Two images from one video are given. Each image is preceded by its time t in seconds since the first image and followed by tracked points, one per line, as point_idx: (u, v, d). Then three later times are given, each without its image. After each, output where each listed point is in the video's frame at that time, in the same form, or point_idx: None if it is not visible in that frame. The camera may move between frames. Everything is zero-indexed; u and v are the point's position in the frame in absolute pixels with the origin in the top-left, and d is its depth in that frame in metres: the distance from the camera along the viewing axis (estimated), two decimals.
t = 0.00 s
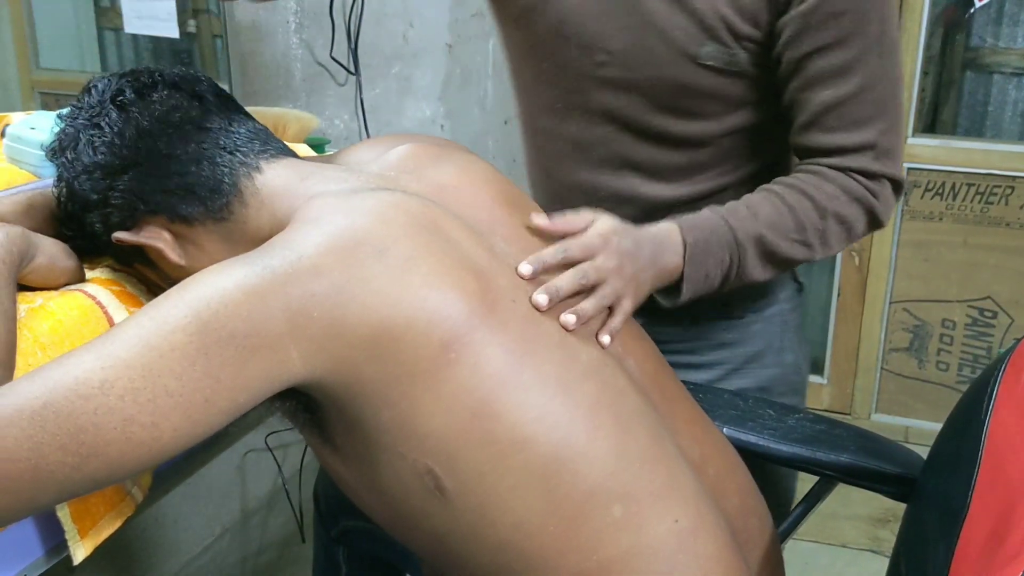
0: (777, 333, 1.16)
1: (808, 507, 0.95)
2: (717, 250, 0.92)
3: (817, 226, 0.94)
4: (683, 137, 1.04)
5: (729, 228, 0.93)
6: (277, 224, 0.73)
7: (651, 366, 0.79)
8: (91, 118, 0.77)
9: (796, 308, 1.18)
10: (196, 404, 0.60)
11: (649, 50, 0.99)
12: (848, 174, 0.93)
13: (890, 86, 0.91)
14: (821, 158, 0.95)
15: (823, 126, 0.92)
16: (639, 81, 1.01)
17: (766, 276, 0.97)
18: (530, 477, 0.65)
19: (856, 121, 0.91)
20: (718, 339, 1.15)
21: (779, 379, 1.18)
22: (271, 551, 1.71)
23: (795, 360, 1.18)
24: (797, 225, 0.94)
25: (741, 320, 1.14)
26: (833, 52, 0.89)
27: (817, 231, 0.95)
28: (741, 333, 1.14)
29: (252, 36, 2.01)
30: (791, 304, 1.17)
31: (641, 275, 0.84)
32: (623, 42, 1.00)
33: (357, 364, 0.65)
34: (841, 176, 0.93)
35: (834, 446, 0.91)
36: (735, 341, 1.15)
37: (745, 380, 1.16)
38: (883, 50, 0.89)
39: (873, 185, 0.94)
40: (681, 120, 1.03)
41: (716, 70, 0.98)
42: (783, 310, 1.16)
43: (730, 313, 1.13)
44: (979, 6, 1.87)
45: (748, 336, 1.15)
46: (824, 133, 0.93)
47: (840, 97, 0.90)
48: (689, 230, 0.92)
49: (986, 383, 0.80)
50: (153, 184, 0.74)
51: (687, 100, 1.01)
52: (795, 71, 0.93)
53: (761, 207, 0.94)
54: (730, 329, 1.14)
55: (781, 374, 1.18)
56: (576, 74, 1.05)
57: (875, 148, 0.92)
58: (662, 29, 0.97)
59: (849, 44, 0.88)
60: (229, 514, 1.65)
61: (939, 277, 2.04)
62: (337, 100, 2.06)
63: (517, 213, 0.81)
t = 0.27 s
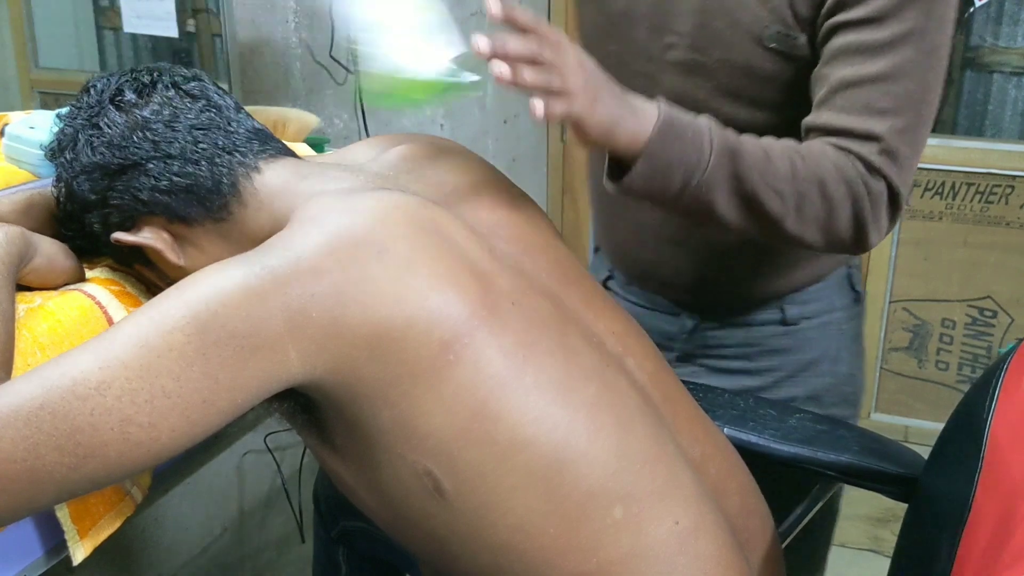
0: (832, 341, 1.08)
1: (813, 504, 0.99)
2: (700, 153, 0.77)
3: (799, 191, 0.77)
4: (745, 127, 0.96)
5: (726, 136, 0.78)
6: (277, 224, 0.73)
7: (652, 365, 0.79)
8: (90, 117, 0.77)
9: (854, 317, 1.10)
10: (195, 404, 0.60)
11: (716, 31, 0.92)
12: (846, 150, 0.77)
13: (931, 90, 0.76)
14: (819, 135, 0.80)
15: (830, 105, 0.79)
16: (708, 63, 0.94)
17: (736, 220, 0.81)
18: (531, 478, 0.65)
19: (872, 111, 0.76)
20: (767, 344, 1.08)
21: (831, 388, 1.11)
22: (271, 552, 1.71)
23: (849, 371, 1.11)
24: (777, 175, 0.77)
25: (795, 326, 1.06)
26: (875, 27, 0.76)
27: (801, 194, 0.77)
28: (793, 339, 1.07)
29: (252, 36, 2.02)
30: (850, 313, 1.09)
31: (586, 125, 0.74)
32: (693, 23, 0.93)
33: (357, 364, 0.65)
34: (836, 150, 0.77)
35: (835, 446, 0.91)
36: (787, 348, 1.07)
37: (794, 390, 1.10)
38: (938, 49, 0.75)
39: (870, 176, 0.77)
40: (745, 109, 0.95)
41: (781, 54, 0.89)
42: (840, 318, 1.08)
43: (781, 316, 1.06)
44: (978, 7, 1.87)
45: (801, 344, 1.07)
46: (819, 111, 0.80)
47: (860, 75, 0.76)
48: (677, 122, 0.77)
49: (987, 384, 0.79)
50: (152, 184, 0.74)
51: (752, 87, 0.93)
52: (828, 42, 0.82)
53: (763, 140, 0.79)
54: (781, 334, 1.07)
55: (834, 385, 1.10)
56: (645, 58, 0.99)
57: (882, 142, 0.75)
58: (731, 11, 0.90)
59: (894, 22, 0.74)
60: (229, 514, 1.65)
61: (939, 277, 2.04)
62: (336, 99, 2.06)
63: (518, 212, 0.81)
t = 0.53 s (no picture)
0: (879, 353, 1.05)
1: (820, 499, 0.94)
2: (829, 173, 0.70)
3: (926, 203, 0.70)
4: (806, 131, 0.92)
5: (846, 154, 0.71)
6: (279, 225, 0.73)
7: (655, 366, 0.79)
8: (92, 118, 0.77)
9: (903, 330, 1.07)
10: (197, 405, 0.60)
11: (779, 28, 0.88)
12: (964, 158, 0.70)
13: None
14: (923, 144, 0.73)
15: (933, 114, 0.73)
16: (771, 62, 0.90)
17: (861, 240, 0.73)
18: (533, 479, 0.65)
19: (981, 118, 0.70)
20: (810, 353, 1.05)
21: (873, 400, 1.08)
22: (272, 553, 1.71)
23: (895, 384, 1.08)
24: (911, 190, 0.69)
25: (842, 335, 1.04)
26: (965, 33, 0.70)
27: (925, 205, 0.70)
28: (839, 348, 1.04)
29: (252, 37, 1.96)
30: (899, 325, 1.06)
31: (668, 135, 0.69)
32: (755, 20, 0.90)
33: (360, 365, 0.64)
34: (954, 157, 0.70)
35: (837, 446, 0.91)
36: (833, 358, 1.05)
37: (836, 399, 1.07)
38: None
39: (989, 180, 0.71)
40: (807, 110, 0.91)
41: (850, 54, 0.85)
42: (888, 330, 1.05)
43: (828, 326, 1.03)
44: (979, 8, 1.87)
45: (846, 354, 1.05)
46: (921, 121, 0.74)
47: (961, 83, 0.70)
48: (815, 137, 0.70)
49: (989, 384, 0.79)
50: (153, 185, 0.74)
51: (815, 87, 0.89)
52: (913, 51, 0.76)
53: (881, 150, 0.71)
54: (826, 343, 1.04)
55: (878, 397, 1.07)
56: (706, 54, 0.96)
57: (995, 149, 0.70)
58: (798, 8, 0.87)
59: (987, 27, 0.69)
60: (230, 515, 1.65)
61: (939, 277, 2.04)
62: (337, 100, 2.06)
63: (521, 213, 0.81)
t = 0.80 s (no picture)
0: (905, 358, 1.06)
1: (820, 498, 0.94)
2: (852, 199, 0.74)
3: (952, 214, 0.74)
4: (832, 129, 0.94)
5: (871, 171, 0.75)
6: (280, 225, 0.73)
7: (656, 364, 0.79)
8: (94, 118, 0.77)
9: (930, 336, 1.07)
10: (199, 404, 0.60)
11: (812, 27, 0.90)
12: (992, 167, 0.73)
13: None
14: (952, 150, 0.76)
15: (964, 120, 0.75)
16: (802, 61, 0.92)
17: (883, 250, 0.78)
18: (535, 478, 0.65)
19: (1010, 125, 0.72)
20: (834, 354, 1.07)
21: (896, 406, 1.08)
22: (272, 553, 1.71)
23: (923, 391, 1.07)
24: (936, 202, 0.73)
25: (866, 338, 1.05)
26: (998, 40, 0.73)
27: (950, 216, 0.74)
28: (864, 351, 1.05)
29: (251, 34, 1.81)
30: (925, 331, 1.06)
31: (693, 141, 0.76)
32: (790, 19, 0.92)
33: (362, 365, 0.65)
34: (981, 166, 0.73)
35: (837, 445, 0.91)
36: (857, 360, 1.06)
37: (858, 402, 1.08)
38: None
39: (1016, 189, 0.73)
40: (835, 108, 0.93)
41: (881, 54, 0.87)
42: (914, 335, 1.05)
43: (853, 328, 1.05)
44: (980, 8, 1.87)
45: (871, 357, 1.06)
46: (951, 127, 0.76)
47: (992, 89, 0.72)
48: (840, 164, 0.75)
49: (991, 384, 0.80)
50: (155, 185, 0.74)
51: (845, 87, 0.91)
52: (947, 56, 0.79)
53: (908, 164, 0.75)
54: (850, 345, 1.06)
55: (903, 402, 1.07)
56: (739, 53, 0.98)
57: None
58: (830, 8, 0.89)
59: (1019, 35, 0.72)
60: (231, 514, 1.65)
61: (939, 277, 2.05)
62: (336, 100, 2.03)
63: (522, 213, 0.81)
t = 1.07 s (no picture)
0: (918, 362, 1.06)
1: (819, 496, 0.94)
2: (856, 193, 0.75)
3: (958, 218, 0.74)
4: (845, 129, 0.94)
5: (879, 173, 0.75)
6: (282, 225, 0.74)
7: (656, 363, 0.79)
8: (96, 117, 0.77)
9: (943, 340, 1.07)
10: (202, 402, 0.61)
11: (826, 27, 0.91)
12: (1002, 173, 0.73)
13: None
14: (964, 155, 0.76)
15: (976, 127, 0.75)
16: (815, 60, 0.92)
17: (888, 249, 0.79)
18: (536, 475, 0.66)
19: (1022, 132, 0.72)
20: (845, 355, 1.07)
21: (906, 408, 1.08)
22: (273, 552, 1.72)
23: (933, 394, 1.07)
24: (943, 206, 0.74)
25: (879, 341, 1.05)
26: (1010, 47, 0.72)
27: (956, 220, 0.74)
28: (877, 354, 1.06)
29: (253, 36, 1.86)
30: (939, 335, 1.06)
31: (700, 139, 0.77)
32: (805, 18, 0.92)
33: (364, 363, 0.65)
34: (991, 171, 0.73)
35: (836, 444, 0.91)
36: (869, 362, 1.06)
37: (867, 403, 1.09)
38: None
39: None
40: (847, 109, 0.93)
41: (892, 56, 0.87)
42: (928, 339, 1.05)
43: (865, 330, 1.05)
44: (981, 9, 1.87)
45: (883, 359, 1.06)
46: (963, 133, 0.76)
47: (1003, 98, 0.72)
48: (844, 159, 0.76)
49: (989, 382, 0.80)
50: (158, 184, 0.74)
51: (857, 87, 0.91)
52: (958, 61, 0.78)
53: (917, 168, 0.76)
54: (862, 346, 1.06)
55: (912, 405, 1.07)
56: (756, 50, 0.98)
57: None
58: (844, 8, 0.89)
59: None
60: (232, 513, 1.66)
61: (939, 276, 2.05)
62: (337, 100, 2.04)
63: (524, 212, 0.81)
